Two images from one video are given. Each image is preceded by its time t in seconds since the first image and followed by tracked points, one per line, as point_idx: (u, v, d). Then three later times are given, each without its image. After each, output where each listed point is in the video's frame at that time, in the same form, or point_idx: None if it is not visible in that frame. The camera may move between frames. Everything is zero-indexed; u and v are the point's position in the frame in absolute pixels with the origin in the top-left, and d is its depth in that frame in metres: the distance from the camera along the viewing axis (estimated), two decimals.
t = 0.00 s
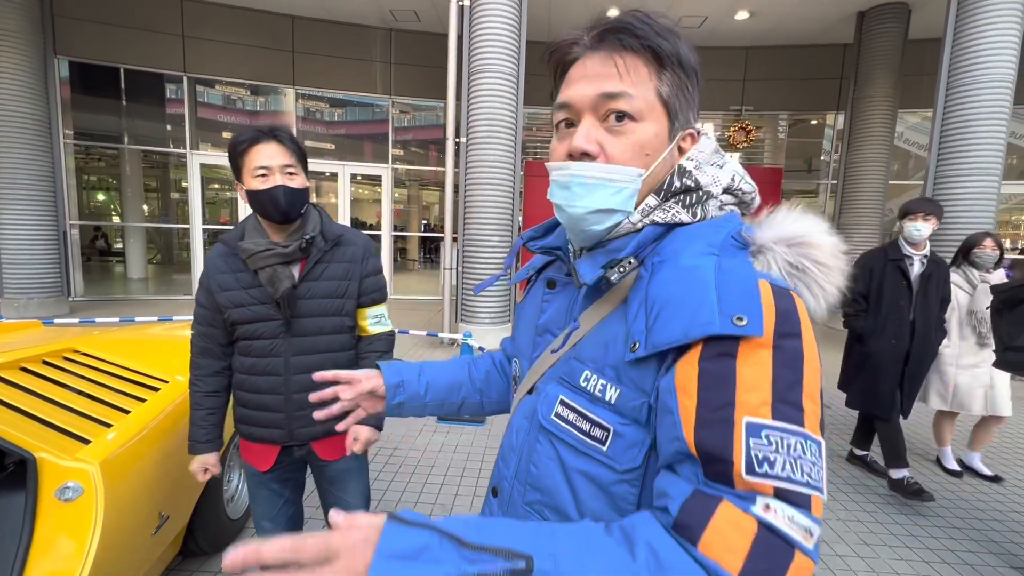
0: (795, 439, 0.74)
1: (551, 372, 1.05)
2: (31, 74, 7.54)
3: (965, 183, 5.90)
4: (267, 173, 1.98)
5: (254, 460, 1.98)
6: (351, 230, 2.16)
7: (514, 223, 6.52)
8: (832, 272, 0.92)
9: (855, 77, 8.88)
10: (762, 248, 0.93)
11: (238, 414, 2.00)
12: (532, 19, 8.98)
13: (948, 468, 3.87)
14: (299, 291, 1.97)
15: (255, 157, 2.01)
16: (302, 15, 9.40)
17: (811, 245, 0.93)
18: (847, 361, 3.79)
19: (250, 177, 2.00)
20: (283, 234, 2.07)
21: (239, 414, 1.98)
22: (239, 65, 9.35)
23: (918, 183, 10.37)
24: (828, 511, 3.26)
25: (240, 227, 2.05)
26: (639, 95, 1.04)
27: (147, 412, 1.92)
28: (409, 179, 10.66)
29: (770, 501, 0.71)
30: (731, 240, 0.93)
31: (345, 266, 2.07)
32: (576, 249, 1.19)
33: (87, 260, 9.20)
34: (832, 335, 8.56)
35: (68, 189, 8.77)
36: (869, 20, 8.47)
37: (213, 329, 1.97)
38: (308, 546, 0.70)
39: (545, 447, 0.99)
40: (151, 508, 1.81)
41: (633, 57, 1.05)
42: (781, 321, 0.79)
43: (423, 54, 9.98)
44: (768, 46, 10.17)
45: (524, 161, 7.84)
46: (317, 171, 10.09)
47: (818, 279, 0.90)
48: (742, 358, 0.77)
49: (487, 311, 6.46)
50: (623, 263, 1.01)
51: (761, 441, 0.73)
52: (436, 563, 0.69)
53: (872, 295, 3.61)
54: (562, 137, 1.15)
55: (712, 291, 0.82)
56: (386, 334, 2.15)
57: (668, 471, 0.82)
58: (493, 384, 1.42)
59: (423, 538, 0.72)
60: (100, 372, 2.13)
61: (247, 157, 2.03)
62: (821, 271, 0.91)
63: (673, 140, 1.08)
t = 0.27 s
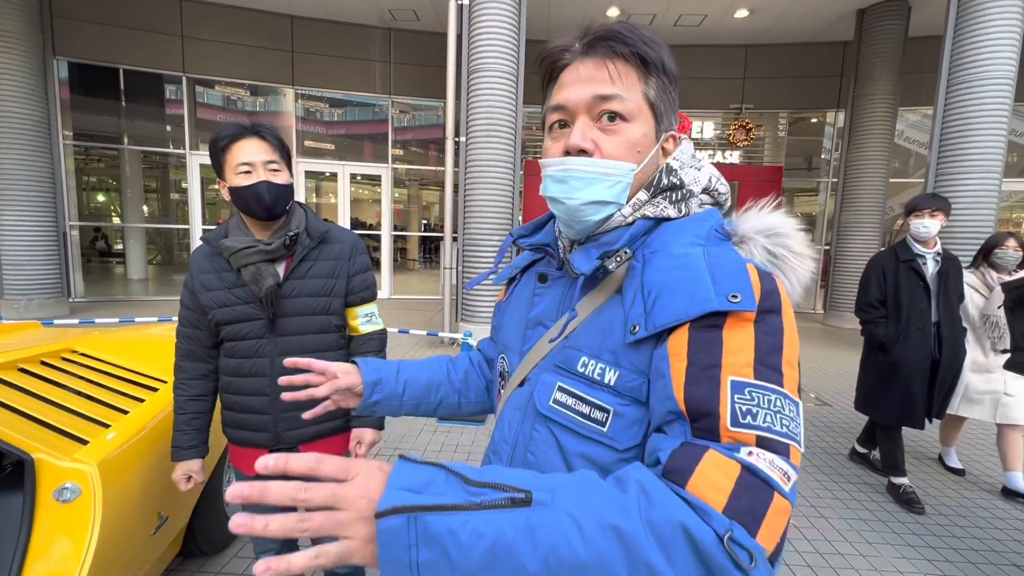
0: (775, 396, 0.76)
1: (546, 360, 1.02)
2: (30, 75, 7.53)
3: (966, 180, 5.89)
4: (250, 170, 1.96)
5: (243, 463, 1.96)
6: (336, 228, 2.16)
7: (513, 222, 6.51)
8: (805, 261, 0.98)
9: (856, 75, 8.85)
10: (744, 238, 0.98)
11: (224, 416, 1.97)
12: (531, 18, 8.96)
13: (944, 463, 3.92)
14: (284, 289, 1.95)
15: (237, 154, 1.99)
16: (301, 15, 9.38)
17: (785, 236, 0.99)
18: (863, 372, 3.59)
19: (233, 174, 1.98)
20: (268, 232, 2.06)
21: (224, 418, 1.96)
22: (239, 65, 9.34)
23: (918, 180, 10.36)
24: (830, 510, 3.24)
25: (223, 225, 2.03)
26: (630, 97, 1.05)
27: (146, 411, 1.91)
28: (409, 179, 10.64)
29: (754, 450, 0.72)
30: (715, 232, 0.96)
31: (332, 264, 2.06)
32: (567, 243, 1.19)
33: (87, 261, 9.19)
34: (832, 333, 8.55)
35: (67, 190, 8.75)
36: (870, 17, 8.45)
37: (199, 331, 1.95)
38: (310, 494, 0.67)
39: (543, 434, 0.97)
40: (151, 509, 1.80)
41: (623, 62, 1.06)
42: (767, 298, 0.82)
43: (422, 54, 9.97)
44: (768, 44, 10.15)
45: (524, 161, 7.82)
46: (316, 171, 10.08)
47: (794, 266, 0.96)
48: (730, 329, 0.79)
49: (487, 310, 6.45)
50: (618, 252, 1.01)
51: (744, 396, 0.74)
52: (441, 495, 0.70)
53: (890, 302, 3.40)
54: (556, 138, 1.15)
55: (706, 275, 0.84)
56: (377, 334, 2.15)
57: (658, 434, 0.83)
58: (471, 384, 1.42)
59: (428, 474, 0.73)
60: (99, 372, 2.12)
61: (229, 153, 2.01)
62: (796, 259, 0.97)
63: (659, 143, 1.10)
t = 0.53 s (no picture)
0: (763, 381, 0.78)
1: (541, 355, 1.01)
2: (31, 76, 7.53)
3: (968, 178, 5.87)
4: (255, 167, 1.95)
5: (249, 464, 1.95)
6: (341, 226, 2.15)
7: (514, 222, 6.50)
8: (788, 261, 0.97)
9: (857, 73, 8.82)
10: (731, 238, 0.98)
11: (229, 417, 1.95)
12: (532, 18, 8.96)
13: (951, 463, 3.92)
14: (289, 288, 1.94)
15: (242, 151, 1.98)
16: (302, 15, 9.38)
17: (770, 236, 0.98)
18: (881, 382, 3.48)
19: (238, 171, 1.97)
20: (274, 231, 2.06)
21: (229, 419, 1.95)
22: (239, 66, 9.34)
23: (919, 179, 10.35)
24: (833, 510, 3.22)
25: (226, 224, 2.02)
26: (628, 98, 1.05)
27: (147, 411, 1.91)
28: (410, 179, 10.64)
29: (742, 430, 0.74)
30: (703, 232, 0.96)
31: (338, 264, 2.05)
32: (566, 239, 1.19)
33: (88, 261, 9.21)
34: (834, 332, 8.52)
35: (68, 190, 8.75)
36: (871, 16, 8.45)
37: (203, 330, 1.93)
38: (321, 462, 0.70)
39: (539, 427, 0.95)
40: (151, 509, 1.79)
41: (621, 65, 1.06)
42: (755, 290, 0.84)
43: (422, 54, 9.97)
44: (768, 43, 10.14)
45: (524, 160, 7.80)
46: (317, 172, 10.06)
47: (778, 264, 0.95)
48: (719, 320, 0.80)
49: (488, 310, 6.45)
50: (612, 249, 1.01)
51: (734, 380, 0.76)
52: (445, 469, 0.72)
53: (901, 302, 3.40)
54: (553, 136, 1.14)
55: (698, 271, 0.85)
56: (385, 332, 2.17)
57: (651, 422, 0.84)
58: (460, 380, 1.41)
59: (433, 452, 0.74)
60: (100, 373, 2.12)
61: (234, 151, 2.00)
62: (780, 259, 0.96)
63: (653, 145, 1.10)
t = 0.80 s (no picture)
0: (731, 359, 0.79)
1: (539, 353, 1.01)
2: (34, 78, 7.56)
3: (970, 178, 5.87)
4: (273, 169, 1.94)
5: (263, 463, 1.94)
6: (356, 227, 2.15)
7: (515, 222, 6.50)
8: (786, 266, 0.97)
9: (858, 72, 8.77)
10: (728, 241, 0.98)
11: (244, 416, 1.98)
12: (533, 18, 8.97)
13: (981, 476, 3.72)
14: (306, 291, 1.96)
15: (259, 154, 1.97)
16: (303, 16, 9.40)
17: (767, 240, 0.99)
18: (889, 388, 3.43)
19: (255, 173, 1.96)
20: (290, 233, 2.05)
21: (247, 418, 1.96)
22: (241, 67, 9.37)
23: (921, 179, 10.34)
24: (836, 509, 3.22)
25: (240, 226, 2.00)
26: (631, 105, 1.05)
27: (149, 413, 1.91)
28: (411, 179, 10.65)
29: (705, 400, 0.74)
30: (701, 235, 0.96)
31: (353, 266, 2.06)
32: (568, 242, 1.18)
33: (91, 262, 9.35)
34: (835, 332, 8.52)
35: (70, 192, 8.76)
36: (873, 15, 8.45)
37: (219, 331, 1.93)
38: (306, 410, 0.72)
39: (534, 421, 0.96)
40: (155, 510, 1.80)
41: (623, 74, 1.06)
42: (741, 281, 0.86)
43: (423, 54, 9.98)
44: (769, 43, 10.13)
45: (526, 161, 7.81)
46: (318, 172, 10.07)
47: (774, 268, 0.95)
48: (698, 310, 0.82)
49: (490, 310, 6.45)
50: (612, 252, 1.02)
51: (700, 354, 0.78)
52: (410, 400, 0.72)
53: (912, 304, 3.31)
54: (557, 142, 1.14)
55: (691, 268, 0.86)
56: (399, 332, 2.18)
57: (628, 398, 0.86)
58: (450, 364, 1.36)
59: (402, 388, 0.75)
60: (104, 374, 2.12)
61: (251, 153, 1.99)
62: (777, 263, 0.96)
63: (654, 151, 1.10)
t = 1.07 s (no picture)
0: (708, 356, 0.79)
1: (537, 353, 1.02)
2: (37, 80, 7.60)
3: (972, 179, 5.86)
4: (285, 181, 1.94)
5: (273, 461, 1.95)
6: (368, 233, 2.15)
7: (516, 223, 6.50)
8: (790, 277, 0.97)
9: (859, 73, 8.79)
10: (731, 249, 0.99)
11: (258, 415, 1.98)
12: (533, 20, 8.99)
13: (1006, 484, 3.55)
14: (317, 298, 1.98)
15: (273, 162, 1.97)
16: (304, 18, 9.43)
17: (773, 250, 0.98)
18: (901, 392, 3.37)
19: (268, 182, 1.96)
20: (301, 241, 2.07)
21: (258, 416, 1.97)
22: (242, 69, 9.39)
23: (923, 179, 10.33)
24: (837, 511, 3.22)
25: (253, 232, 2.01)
26: (609, 113, 1.03)
27: (152, 414, 1.92)
28: (412, 180, 10.65)
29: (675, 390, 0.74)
30: (704, 243, 0.96)
31: (364, 273, 2.07)
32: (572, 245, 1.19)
33: (93, 263, 9.37)
34: (837, 333, 8.49)
35: (71, 193, 8.77)
36: (873, 16, 8.45)
37: (233, 333, 1.95)
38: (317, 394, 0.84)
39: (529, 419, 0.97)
40: (157, 510, 1.81)
41: (601, 82, 1.04)
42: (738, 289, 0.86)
43: (424, 56, 10.00)
44: (770, 44, 10.14)
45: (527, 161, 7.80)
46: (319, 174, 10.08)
47: (778, 279, 0.95)
48: (682, 309, 0.82)
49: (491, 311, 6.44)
50: (612, 258, 1.02)
51: (679, 350, 0.78)
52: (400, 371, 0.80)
53: (936, 311, 3.18)
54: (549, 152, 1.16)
55: (687, 272, 0.86)
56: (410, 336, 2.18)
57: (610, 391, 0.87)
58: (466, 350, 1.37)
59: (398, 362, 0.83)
60: (108, 376, 2.13)
61: (264, 162, 1.99)
62: (781, 273, 0.96)
63: (645, 155, 1.06)
